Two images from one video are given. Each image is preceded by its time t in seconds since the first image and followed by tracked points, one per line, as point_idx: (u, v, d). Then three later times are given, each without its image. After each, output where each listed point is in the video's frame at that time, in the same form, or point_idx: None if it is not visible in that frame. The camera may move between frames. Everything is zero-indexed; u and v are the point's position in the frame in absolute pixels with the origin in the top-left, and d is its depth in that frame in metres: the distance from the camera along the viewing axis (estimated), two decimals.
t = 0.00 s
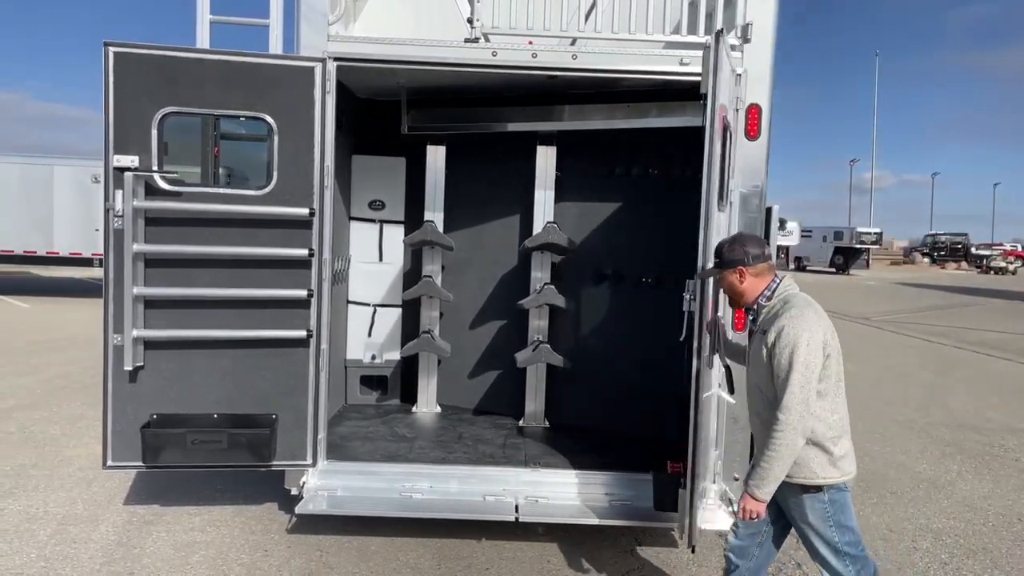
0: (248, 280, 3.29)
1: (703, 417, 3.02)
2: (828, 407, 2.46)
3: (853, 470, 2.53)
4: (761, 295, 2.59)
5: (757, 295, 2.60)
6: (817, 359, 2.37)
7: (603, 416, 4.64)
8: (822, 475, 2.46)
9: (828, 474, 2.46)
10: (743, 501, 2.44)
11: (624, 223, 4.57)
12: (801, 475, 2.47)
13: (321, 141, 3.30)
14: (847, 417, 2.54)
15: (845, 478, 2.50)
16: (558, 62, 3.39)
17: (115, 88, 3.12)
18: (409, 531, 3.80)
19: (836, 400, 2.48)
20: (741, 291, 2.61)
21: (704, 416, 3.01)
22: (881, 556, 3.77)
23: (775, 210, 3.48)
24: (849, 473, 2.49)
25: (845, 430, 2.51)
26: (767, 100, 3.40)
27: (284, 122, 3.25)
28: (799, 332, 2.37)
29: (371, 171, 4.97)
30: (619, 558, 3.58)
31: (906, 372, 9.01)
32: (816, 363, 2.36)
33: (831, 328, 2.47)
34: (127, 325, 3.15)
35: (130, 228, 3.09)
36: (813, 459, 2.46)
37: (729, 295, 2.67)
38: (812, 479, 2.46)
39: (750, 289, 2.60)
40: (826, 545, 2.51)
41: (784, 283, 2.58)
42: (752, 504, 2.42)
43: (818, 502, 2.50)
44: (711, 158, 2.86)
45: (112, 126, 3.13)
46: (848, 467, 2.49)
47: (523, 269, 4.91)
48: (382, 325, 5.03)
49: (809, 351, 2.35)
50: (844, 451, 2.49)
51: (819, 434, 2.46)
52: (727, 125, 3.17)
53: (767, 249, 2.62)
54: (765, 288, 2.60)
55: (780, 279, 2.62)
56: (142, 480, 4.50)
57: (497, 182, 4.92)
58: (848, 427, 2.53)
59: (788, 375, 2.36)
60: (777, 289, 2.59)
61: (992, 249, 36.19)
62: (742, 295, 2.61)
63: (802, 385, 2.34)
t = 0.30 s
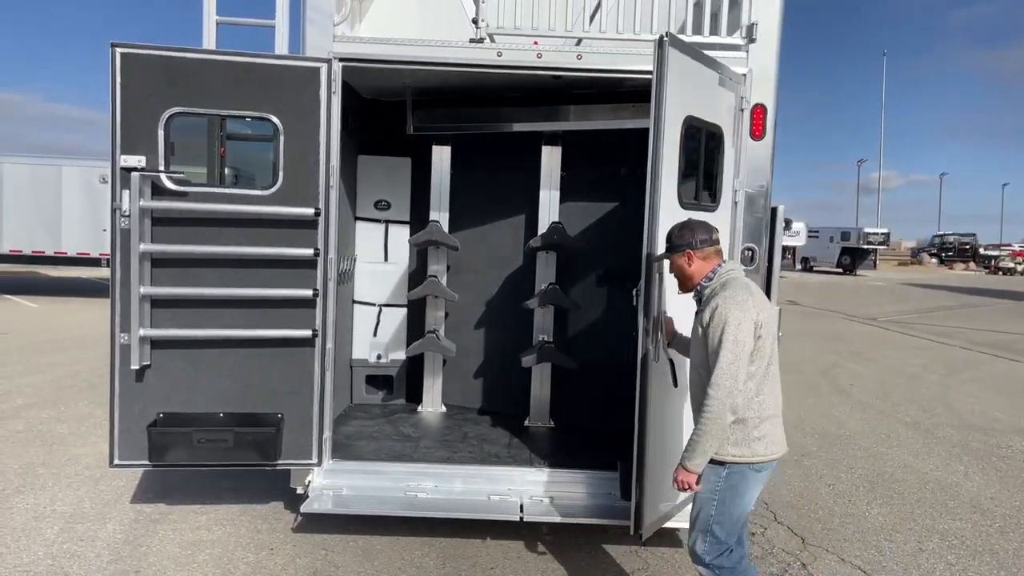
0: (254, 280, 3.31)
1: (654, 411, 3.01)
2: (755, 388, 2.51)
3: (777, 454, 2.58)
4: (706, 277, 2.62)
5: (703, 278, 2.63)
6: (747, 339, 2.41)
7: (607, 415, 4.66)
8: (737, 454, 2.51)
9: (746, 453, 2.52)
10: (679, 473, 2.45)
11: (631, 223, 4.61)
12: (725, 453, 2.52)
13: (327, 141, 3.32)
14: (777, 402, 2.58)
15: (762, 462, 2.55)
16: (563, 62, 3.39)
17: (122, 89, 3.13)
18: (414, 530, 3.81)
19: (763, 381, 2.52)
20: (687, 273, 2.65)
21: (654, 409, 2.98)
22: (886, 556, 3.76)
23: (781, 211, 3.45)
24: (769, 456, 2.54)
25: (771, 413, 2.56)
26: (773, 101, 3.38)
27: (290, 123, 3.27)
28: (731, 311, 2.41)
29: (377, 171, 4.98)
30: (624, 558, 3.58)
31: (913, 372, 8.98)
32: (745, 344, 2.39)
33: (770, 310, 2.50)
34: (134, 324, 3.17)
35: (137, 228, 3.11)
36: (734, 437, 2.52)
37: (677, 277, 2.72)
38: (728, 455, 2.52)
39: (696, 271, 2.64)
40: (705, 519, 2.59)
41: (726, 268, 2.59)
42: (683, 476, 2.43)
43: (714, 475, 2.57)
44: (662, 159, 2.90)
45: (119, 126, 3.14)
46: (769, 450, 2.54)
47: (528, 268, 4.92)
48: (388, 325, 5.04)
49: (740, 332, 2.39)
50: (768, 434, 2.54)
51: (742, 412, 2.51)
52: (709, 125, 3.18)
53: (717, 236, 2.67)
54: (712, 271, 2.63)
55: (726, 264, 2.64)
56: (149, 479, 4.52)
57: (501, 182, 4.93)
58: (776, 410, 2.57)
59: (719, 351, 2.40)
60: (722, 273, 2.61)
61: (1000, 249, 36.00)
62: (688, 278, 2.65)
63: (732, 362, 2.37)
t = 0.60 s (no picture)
0: (255, 280, 3.31)
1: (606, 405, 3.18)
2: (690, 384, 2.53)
3: (716, 453, 2.55)
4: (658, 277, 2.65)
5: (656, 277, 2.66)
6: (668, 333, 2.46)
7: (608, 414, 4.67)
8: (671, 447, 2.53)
9: (675, 446, 2.53)
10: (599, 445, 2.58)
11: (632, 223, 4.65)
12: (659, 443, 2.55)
13: (327, 141, 3.32)
14: (718, 401, 2.57)
15: (696, 459, 2.53)
16: (563, 62, 3.39)
17: (123, 89, 3.14)
18: (414, 530, 3.81)
19: (698, 379, 2.53)
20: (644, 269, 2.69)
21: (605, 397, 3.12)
22: (886, 556, 3.76)
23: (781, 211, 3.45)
24: (703, 452, 2.53)
25: (712, 411, 2.55)
26: (772, 100, 3.39)
27: (290, 123, 3.27)
28: (655, 306, 2.48)
29: (376, 171, 4.98)
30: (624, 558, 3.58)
31: (913, 372, 8.98)
32: (663, 339, 2.44)
33: (703, 308, 2.52)
34: (135, 324, 3.17)
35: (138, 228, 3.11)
36: (666, 430, 2.55)
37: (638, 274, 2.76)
38: (662, 447, 2.54)
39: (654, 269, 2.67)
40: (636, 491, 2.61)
41: (677, 268, 2.62)
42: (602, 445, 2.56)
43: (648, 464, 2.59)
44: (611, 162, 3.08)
45: (119, 126, 3.15)
46: (702, 447, 2.53)
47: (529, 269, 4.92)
48: (388, 325, 5.04)
49: (659, 327, 2.45)
50: (704, 432, 2.53)
51: (674, 407, 2.54)
52: (684, 126, 3.25)
53: (675, 237, 2.68)
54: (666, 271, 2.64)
55: (679, 268, 2.62)
56: (149, 479, 4.52)
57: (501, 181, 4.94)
58: (717, 409, 2.55)
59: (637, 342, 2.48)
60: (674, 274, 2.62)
61: (1001, 250, 35.99)
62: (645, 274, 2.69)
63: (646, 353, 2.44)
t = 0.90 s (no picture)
0: (255, 280, 3.31)
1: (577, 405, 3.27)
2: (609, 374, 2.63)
3: (635, 443, 2.63)
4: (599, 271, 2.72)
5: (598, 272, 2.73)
6: (580, 325, 2.60)
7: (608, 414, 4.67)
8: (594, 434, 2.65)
9: (594, 433, 2.65)
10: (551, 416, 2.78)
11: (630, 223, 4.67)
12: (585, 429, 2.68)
13: (327, 141, 3.32)
14: (641, 393, 2.63)
15: (617, 447, 2.62)
16: (562, 61, 3.38)
17: (123, 89, 3.14)
18: (414, 530, 3.81)
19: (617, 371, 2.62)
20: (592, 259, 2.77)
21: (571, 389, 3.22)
22: (886, 556, 3.76)
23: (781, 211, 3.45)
24: (621, 441, 2.62)
25: (634, 402, 2.62)
26: (772, 100, 3.38)
27: (290, 123, 3.27)
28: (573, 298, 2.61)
29: (377, 171, 4.98)
30: (624, 558, 3.58)
31: (914, 372, 8.98)
32: (577, 328, 2.60)
33: (621, 303, 2.58)
34: (135, 323, 3.17)
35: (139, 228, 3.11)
36: (590, 417, 2.68)
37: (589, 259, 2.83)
38: (586, 434, 2.67)
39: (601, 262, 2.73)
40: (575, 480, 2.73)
41: (619, 266, 2.67)
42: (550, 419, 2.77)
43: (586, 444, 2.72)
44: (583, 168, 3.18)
45: (120, 126, 3.15)
46: (620, 436, 2.62)
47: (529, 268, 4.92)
48: (388, 325, 5.04)
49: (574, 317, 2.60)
50: (624, 421, 2.62)
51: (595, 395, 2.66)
52: (668, 129, 3.28)
53: (626, 234, 2.72)
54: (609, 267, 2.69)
55: (617, 268, 2.67)
56: (149, 478, 4.53)
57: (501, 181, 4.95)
58: (642, 401, 2.62)
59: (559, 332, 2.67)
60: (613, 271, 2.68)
61: (1001, 250, 35.99)
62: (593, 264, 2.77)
63: (561, 341, 2.64)
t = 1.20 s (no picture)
0: (255, 280, 3.31)
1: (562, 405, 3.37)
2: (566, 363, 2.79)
3: (593, 428, 2.76)
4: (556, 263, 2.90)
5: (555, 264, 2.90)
6: (535, 318, 2.81)
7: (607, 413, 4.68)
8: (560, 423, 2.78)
9: (558, 420, 2.82)
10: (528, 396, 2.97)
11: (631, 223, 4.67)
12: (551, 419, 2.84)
13: (328, 141, 3.32)
14: (598, 380, 2.77)
15: (578, 432, 2.77)
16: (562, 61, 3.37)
17: (124, 89, 3.14)
18: (414, 530, 3.81)
19: (573, 360, 2.77)
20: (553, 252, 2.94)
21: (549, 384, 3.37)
22: (885, 556, 3.76)
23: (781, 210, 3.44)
24: (581, 427, 2.76)
25: (592, 389, 2.76)
26: (772, 100, 3.38)
27: (291, 123, 3.27)
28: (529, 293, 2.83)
29: (376, 171, 4.99)
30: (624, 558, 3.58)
31: (914, 372, 8.97)
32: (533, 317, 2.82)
33: (568, 292, 2.76)
34: (135, 323, 3.17)
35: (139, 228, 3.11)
36: (553, 405, 2.85)
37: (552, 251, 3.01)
38: (551, 421, 2.84)
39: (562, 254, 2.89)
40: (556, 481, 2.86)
41: (573, 259, 2.84)
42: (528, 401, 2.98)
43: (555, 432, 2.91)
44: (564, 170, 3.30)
45: (120, 126, 3.15)
46: (579, 421, 2.76)
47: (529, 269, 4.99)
48: (388, 325, 5.04)
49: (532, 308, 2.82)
50: (582, 407, 2.76)
51: (557, 384, 2.84)
52: (657, 130, 3.33)
53: (583, 230, 2.89)
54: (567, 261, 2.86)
55: (571, 262, 2.84)
56: (149, 478, 4.53)
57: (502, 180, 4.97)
58: (596, 387, 2.77)
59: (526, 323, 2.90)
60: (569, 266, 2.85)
61: (1001, 250, 35.98)
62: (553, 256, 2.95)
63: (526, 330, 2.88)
